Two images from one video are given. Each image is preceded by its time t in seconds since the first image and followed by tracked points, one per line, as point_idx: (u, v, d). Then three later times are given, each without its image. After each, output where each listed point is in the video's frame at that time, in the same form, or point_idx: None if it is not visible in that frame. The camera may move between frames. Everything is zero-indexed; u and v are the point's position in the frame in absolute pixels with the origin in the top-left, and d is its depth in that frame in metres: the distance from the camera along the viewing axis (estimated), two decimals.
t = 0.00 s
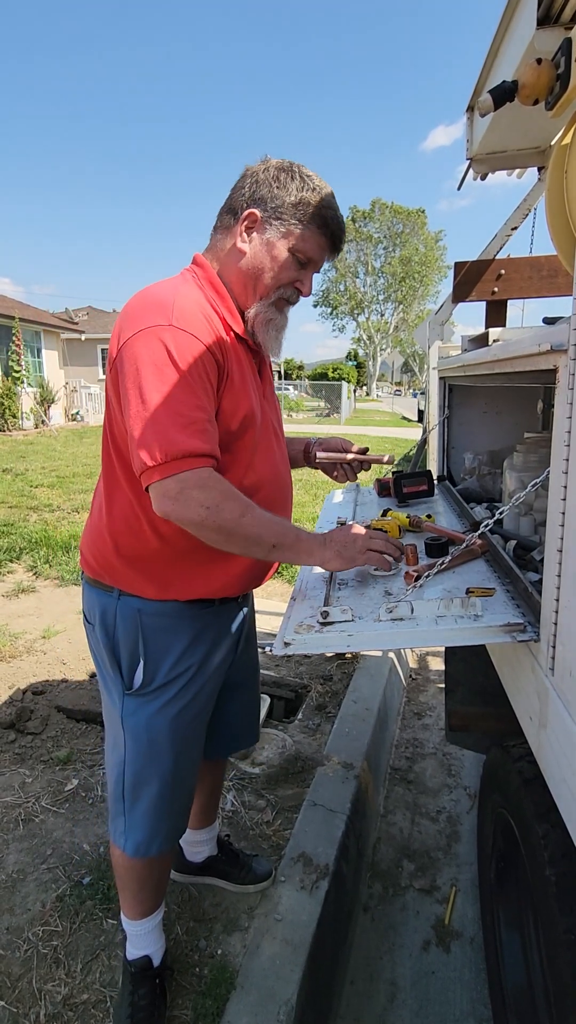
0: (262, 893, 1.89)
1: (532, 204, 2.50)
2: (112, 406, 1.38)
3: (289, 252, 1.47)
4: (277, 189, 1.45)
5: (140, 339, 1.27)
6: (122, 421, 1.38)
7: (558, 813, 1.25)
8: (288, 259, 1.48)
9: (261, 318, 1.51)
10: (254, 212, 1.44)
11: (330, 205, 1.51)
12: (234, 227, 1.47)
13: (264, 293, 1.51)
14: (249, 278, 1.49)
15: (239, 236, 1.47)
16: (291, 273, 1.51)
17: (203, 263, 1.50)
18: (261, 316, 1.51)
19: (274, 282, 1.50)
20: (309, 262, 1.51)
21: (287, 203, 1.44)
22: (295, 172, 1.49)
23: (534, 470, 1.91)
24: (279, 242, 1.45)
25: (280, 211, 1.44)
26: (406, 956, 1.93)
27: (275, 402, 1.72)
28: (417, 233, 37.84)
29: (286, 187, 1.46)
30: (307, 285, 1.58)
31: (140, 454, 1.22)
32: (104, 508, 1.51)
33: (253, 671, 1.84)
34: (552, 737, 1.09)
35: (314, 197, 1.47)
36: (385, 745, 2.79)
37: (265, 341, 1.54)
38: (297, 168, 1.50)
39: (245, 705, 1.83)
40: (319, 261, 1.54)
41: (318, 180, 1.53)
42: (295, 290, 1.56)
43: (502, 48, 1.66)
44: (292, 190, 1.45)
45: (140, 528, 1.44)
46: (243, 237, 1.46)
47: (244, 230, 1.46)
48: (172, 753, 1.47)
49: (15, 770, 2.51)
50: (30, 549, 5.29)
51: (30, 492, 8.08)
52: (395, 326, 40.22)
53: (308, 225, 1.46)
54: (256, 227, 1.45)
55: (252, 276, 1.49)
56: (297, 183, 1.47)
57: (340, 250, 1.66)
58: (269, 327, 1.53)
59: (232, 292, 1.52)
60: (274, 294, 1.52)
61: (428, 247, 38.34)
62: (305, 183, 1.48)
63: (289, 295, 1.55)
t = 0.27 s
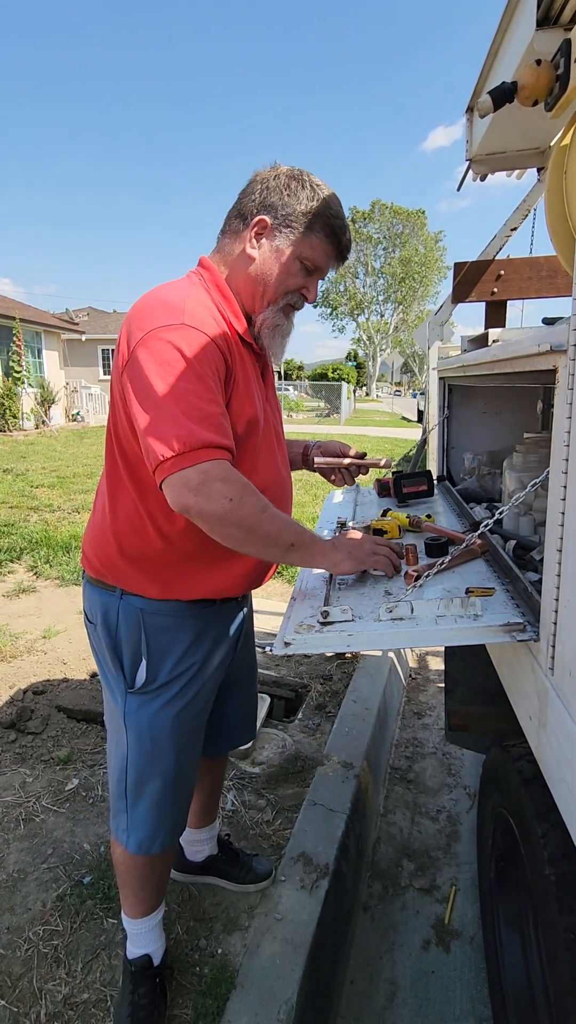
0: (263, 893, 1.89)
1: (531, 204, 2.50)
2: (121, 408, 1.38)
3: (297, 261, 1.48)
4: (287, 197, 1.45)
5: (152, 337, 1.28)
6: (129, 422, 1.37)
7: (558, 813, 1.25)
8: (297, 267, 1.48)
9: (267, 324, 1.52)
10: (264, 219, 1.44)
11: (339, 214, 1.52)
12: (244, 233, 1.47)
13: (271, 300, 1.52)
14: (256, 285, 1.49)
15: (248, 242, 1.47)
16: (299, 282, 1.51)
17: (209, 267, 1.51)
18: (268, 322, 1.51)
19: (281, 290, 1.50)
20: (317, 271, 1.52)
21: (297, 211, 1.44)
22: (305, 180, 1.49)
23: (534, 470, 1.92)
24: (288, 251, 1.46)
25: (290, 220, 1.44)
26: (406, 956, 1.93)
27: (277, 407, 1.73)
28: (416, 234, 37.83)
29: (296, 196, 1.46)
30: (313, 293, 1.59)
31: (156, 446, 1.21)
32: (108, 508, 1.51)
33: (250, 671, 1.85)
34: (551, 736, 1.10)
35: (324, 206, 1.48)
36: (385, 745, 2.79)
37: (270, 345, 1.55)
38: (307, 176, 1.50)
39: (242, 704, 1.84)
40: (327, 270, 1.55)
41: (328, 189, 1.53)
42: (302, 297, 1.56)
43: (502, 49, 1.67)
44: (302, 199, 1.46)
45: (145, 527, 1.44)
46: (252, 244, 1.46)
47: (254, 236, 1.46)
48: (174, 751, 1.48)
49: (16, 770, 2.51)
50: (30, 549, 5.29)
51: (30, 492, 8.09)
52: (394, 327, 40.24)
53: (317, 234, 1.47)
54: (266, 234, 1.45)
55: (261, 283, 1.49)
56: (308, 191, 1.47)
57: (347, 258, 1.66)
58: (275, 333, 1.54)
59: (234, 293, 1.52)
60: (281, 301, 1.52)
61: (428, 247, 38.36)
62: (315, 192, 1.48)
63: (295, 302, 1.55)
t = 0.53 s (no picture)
0: (263, 893, 1.89)
1: (531, 204, 2.50)
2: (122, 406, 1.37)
3: (297, 259, 1.47)
4: (286, 197, 1.45)
5: (155, 332, 1.28)
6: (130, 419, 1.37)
7: (558, 813, 1.25)
8: (296, 267, 1.48)
9: (266, 323, 1.51)
10: (263, 218, 1.44)
11: (338, 213, 1.51)
12: (243, 233, 1.47)
13: (270, 299, 1.51)
14: (256, 284, 1.49)
15: (247, 242, 1.46)
16: (298, 281, 1.51)
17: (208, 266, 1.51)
18: (267, 321, 1.51)
19: (280, 289, 1.50)
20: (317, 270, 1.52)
21: (296, 210, 1.44)
22: (304, 179, 1.49)
23: (534, 470, 1.92)
24: (287, 250, 1.45)
25: (289, 219, 1.44)
26: (406, 957, 1.93)
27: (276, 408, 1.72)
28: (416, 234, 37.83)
29: (295, 195, 1.45)
30: (312, 292, 1.58)
31: (163, 439, 1.20)
32: (107, 508, 1.50)
33: (249, 671, 1.85)
34: (551, 737, 1.10)
35: (322, 205, 1.47)
36: (385, 745, 2.79)
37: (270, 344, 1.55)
38: (306, 175, 1.50)
39: (242, 704, 1.84)
40: (326, 269, 1.54)
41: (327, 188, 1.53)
42: (301, 296, 1.56)
43: (502, 49, 1.67)
44: (301, 198, 1.45)
45: (145, 527, 1.44)
46: (252, 244, 1.46)
47: (253, 236, 1.46)
48: (174, 752, 1.48)
49: (16, 770, 2.51)
50: (30, 550, 5.29)
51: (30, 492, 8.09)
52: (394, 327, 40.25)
53: (316, 234, 1.46)
54: (265, 233, 1.45)
55: (260, 283, 1.49)
56: (306, 191, 1.47)
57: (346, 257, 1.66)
58: (274, 331, 1.54)
59: (233, 292, 1.51)
60: (280, 300, 1.52)
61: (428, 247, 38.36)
62: (314, 191, 1.48)
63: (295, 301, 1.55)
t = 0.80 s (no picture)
0: (263, 894, 1.89)
1: (531, 204, 2.50)
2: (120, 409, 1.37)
3: (289, 254, 1.47)
4: (277, 191, 1.44)
5: (151, 333, 1.27)
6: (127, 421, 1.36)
7: (558, 813, 1.25)
8: (289, 262, 1.48)
9: (260, 319, 1.51)
10: (255, 214, 1.44)
11: (330, 206, 1.51)
12: (235, 229, 1.47)
13: (263, 295, 1.52)
14: (249, 280, 1.49)
15: (239, 238, 1.46)
16: (291, 276, 1.51)
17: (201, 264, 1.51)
18: (260, 318, 1.51)
19: (273, 284, 1.50)
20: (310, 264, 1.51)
21: (287, 205, 1.44)
22: (295, 174, 1.49)
23: (534, 470, 1.91)
24: (280, 245, 1.45)
25: (281, 213, 1.44)
26: (407, 957, 1.93)
27: (273, 407, 1.72)
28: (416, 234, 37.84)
29: (287, 190, 1.45)
30: (306, 287, 1.58)
31: (163, 440, 1.20)
32: (105, 511, 1.50)
33: (250, 671, 1.84)
34: (551, 737, 1.10)
35: (314, 199, 1.47)
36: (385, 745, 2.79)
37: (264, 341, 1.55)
38: (297, 169, 1.50)
39: (242, 704, 1.84)
40: (319, 263, 1.54)
41: (318, 182, 1.53)
42: (294, 291, 1.56)
43: (501, 49, 1.67)
44: (292, 193, 1.45)
45: (143, 529, 1.44)
46: (243, 240, 1.46)
47: (245, 232, 1.46)
48: (175, 755, 1.47)
49: (15, 770, 2.51)
50: (30, 550, 5.28)
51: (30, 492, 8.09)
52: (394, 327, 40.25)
53: (309, 228, 1.46)
54: (257, 229, 1.45)
55: (253, 279, 1.49)
56: (297, 185, 1.46)
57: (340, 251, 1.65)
58: (267, 329, 1.54)
59: (226, 290, 1.51)
60: (273, 296, 1.52)
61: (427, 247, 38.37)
62: (305, 186, 1.48)
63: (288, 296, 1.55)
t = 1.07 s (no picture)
0: (263, 893, 1.89)
1: (531, 204, 2.50)
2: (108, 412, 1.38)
3: (279, 253, 1.47)
4: (263, 190, 1.43)
5: (135, 335, 1.27)
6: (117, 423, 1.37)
7: (559, 814, 1.25)
8: (279, 260, 1.48)
9: (252, 321, 1.53)
10: (241, 217, 1.43)
11: (316, 197, 1.50)
12: (222, 232, 1.46)
13: (255, 295, 1.52)
14: (239, 282, 1.49)
15: (228, 242, 1.45)
16: (282, 273, 1.51)
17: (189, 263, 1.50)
18: (252, 319, 1.52)
19: (263, 283, 1.51)
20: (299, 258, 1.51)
21: (275, 204, 1.43)
22: (279, 168, 1.47)
23: (534, 471, 1.92)
24: (269, 245, 1.45)
25: (269, 213, 1.43)
26: (407, 958, 1.93)
27: (268, 402, 1.72)
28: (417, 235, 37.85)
29: (272, 187, 1.44)
30: (297, 281, 1.59)
31: (147, 446, 1.21)
32: (99, 514, 1.51)
33: (253, 674, 1.84)
34: (552, 737, 1.10)
35: (300, 192, 1.46)
36: (386, 746, 2.79)
37: (257, 342, 1.56)
38: (281, 162, 1.49)
39: (245, 709, 1.83)
40: (308, 256, 1.54)
41: (302, 173, 1.51)
42: (286, 287, 1.56)
43: (501, 49, 1.67)
44: (278, 189, 1.44)
45: (137, 529, 1.44)
46: (233, 243, 1.45)
47: (233, 236, 1.45)
48: (173, 759, 1.47)
49: (16, 770, 2.52)
50: (30, 551, 5.28)
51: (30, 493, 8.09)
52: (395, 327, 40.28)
53: (296, 225, 1.46)
54: (245, 231, 1.44)
55: (243, 280, 1.49)
56: (283, 181, 1.45)
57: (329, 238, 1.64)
58: (260, 329, 1.55)
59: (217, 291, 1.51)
60: (264, 295, 1.53)
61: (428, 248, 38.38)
62: (290, 180, 1.46)
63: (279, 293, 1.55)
